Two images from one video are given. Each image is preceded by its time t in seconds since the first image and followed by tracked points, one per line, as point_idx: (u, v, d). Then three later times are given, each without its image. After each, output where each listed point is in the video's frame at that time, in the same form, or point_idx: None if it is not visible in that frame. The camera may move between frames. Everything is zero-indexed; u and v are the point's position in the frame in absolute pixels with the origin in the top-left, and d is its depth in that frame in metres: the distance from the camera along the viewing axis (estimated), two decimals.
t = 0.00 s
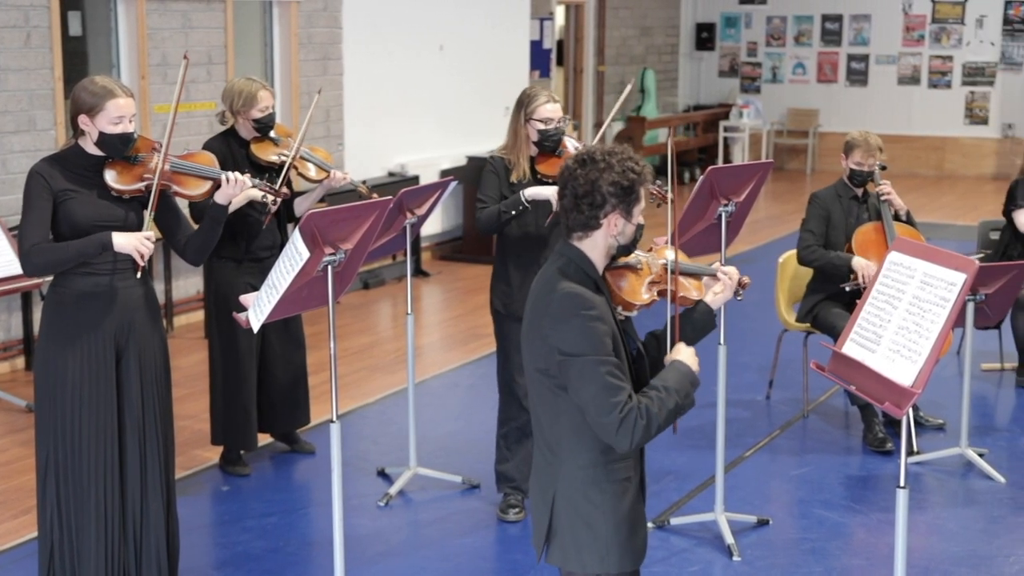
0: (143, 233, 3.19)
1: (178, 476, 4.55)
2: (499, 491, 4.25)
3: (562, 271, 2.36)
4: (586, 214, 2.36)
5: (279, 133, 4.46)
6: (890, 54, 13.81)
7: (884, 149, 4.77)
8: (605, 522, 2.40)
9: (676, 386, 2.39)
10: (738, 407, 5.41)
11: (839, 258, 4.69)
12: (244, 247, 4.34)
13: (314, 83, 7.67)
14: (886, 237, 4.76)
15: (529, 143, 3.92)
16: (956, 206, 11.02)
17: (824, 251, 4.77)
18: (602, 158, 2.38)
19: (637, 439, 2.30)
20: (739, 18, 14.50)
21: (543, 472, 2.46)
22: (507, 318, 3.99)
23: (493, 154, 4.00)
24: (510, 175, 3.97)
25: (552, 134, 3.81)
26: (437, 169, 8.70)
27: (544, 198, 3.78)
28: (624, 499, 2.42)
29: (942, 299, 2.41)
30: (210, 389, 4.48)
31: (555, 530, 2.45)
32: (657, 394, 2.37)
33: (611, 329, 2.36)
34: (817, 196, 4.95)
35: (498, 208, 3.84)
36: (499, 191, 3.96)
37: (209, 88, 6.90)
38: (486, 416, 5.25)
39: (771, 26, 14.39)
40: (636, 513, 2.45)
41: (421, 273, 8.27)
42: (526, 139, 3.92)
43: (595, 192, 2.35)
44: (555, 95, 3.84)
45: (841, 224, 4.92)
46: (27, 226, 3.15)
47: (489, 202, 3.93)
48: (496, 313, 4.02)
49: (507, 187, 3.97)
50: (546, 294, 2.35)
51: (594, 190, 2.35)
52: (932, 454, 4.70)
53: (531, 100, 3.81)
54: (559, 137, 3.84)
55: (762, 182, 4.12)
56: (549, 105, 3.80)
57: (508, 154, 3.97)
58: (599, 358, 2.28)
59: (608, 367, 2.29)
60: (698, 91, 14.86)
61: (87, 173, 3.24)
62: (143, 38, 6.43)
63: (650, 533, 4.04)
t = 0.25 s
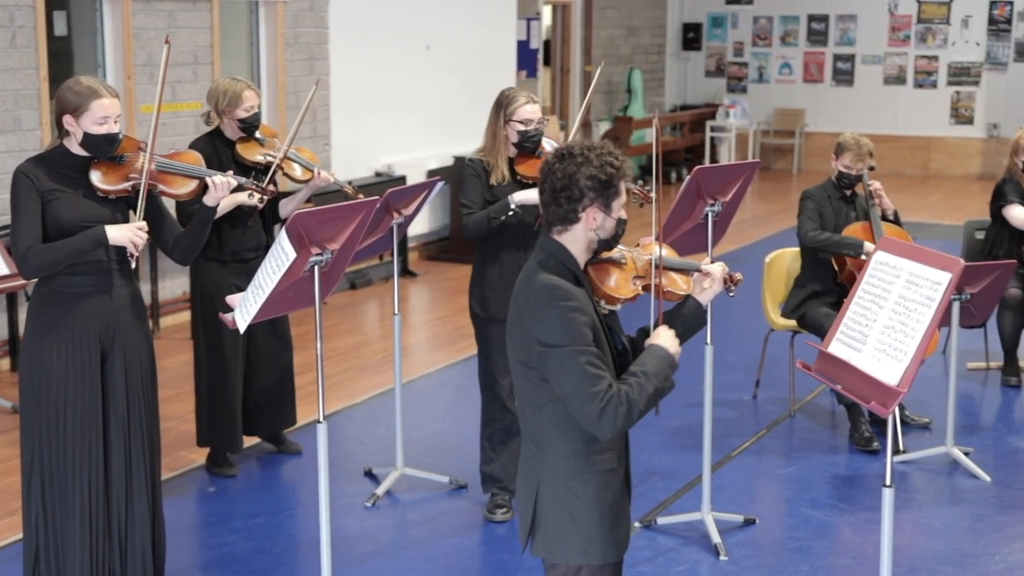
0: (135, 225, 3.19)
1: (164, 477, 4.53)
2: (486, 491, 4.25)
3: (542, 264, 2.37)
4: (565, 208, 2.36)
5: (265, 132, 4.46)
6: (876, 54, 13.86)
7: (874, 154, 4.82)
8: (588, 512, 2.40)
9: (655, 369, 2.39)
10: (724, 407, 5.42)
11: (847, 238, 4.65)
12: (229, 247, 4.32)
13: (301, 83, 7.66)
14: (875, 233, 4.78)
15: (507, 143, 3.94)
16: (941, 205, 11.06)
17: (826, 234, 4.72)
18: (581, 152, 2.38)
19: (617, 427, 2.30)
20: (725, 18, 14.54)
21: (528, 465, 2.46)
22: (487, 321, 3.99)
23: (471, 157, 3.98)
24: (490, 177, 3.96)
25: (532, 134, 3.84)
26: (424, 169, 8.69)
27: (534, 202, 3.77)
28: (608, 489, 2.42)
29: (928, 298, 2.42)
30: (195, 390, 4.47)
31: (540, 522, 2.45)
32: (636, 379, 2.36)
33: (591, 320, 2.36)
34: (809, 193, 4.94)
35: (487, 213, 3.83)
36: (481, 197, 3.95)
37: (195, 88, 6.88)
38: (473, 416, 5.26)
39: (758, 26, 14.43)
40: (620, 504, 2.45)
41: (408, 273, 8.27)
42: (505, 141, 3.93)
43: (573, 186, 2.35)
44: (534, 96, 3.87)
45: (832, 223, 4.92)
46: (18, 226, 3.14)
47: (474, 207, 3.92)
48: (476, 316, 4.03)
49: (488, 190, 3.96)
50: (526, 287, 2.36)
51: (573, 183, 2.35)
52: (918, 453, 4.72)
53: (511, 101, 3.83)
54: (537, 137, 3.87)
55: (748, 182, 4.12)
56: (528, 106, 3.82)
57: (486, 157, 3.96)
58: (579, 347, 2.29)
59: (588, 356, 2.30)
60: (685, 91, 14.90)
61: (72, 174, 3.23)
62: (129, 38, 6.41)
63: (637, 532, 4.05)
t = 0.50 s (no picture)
0: (118, 231, 3.18)
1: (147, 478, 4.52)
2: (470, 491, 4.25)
3: (524, 258, 2.39)
4: (544, 201, 2.38)
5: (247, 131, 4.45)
6: (859, 54, 13.92)
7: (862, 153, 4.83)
8: (563, 505, 2.40)
9: (630, 377, 2.36)
10: (709, 406, 5.44)
11: (825, 231, 4.65)
12: (214, 246, 4.32)
13: (284, 83, 7.64)
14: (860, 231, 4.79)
15: (487, 143, 3.93)
16: (924, 205, 11.12)
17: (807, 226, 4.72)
18: (559, 146, 2.39)
19: (586, 422, 2.29)
20: (709, 18, 14.59)
21: (511, 456, 2.48)
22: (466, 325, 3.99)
23: (448, 157, 3.98)
24: (469, 178, 3.96)
25: (512, 134, 3.85)
26: (408, 169, 8.69)
27: (510, 205, 3.77)
28: (586, 484, 2.42)
29: (911, 297, 2.44)
30: (178, 390, 4.46)
31: (520, 513, 2.46)
32: (609, 382, 2.34)
33: (570, 314, 2.36)
34: (796, 191, 4.95)
35: (462, 215, 3.83)
36: (457, 197, 3.95)
37: (178, 88, 6.86)
38: (458, 416, 5.26)
39: (741, 25, 14.47)
40: (602, 498, 2.44)
41: (393, 273, 8.26)
42: (485, 141, 3.92)
43: (550, 179, 2.37)
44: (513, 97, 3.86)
45: (817, 220, 4.94)
46: None
47: (450, 208, 3.92)
48: (458, 319, 4.02)
49: (466, 190, 3.95)
50: (507, 280, 2.38)
51: (550, 177, 2.37)
52: (902, 451, 4.74)
53: (489, 102, 3.81)
54: (517, 137, 3.88)
55: (732, 182, 4.14)
56: (507, 106, 3.81)
57: (464, 157, 3.97)
58: (551, 341, 2.29)
59: (561, 349, 2.29)
60: (669, 91, 14.95)
61: (56, 175, 3.21)
62: (111, 38, 6.38)
63: (622, 532, 4.05)
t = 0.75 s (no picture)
0: (100, 227, 3.16)
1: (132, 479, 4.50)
2: (456, 491, 4.25)
3: (507, 253, 2.40)
4: (530, 197, 2.39)
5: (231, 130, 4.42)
6: (843, 54, 13.96)
7: (847, 151, 4.85)
8: (542, 497, 2.40)
9: (610, 370, 2.36)
10: (694, 406, 5.46)
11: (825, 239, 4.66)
12: (199, 245, 4.30)
13: (269, 83, 7.62)
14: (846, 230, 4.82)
15: (468, 144, 3.93)
16: (908, 204, 11.17)
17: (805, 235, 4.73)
18: (547, 143, 2.40)
19: (562, 414, 2.29)
20: (694, 18, 14.62)
21: (494, 448, 2.49)
22: (449, 327, 4.00)
23: (431, 159, 3.99)
24: (451, 179, 3.97)
25: (493, 135, 3.85)
26: (393, 169, 8.68)
27: (496, 207, 3.79)
28: (566, 477, 2.42)
29: (895, 296, 2.45)
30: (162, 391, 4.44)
31: (501, 505, 2.46)
32: (589, 375, 2.34)
33: (550, 308, 2.37)
34: (783, 191, 4.97)
35: (447, 219, 3.85)
36: (441, 199, 3.95)
37: (162, 88, 6.83)
38: (443, 416, 5.26)
39: (726, 25, 14.51)
40: (583, 491, 2.44)
41: (378, 273, 8.26)
42: (466, 141, 3.92)
43: (537, 176, 2.38)
44: (494, 97, 3.86)
45: (806, 222, 4.96)
46: None
47: (434, 211, 3.92)
48: (442, 322, 4.02)
49: (449, 192, 3.96)
50: (489, 274, 2.39)
51: (537, 173, 2.38)
52: (886, 450, 4.76)
53: (471, 102, 3.82)
54: (499, 137, 3.88)
55: (717, 182, 4.15)
56: (488, 106, 3.82)
57: (446, 158, 3.97)
58: (529, 334, 2.30)
59: (539, 342, 2.30)
60: (654, 91, 14.98)
61: (38, 174, 3.20)
62: (95, 38, 6.36)
63: (608, 531, 4.06)
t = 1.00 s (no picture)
0: (80, 227, 3.15)
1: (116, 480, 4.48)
2: (441, 491, 4.25)
3: (496, 248, 2.42)
4: (520, 193, 2.39)
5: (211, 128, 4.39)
6: (827, 54, 14.02)
7: (830, 149, 4.87)
8: (522, 491, 2.41)
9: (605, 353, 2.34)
10: (679, 405, 5.47)
11: (795, 232, 4.69)
12: (181, 246, 4.29)
13: (253, 83, 7.60)
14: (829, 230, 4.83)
15: (453, 144, 3.93)
16: (892, 203, 11.22)
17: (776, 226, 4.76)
18: (538, 140, 2.40)
19: (550, 403, 2.28)
20: (678, 17, 14.65)
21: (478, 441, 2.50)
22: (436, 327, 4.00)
23: (416, 160, 3.98)
24: (435, 179, 3.97)
25: (479, 133, 3.85)
26: (378, 169, 8.67)
27: (481, 208, 3.79)
28: (548, 471, 2.42)
29: (878, 296, 2.46)
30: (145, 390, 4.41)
31: (481, 498, 2.47)
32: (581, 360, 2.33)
33: (537, 303, 2.38)
34: (766, 189, 4.99)
35: (433, 220, 3.85)
36: (427, 200, 3.95)
37: (146, 88, 6.81)
38: (428, 416, 5.25)
39: (710, 25, 14.54)
40: (562, 488, 2.44)
41: (362, 273, 8.25)
42: (451, 141, 3.92)
43: (527, 173, 2.38)
44: (478, 96, 3.87)
45: (787, 219, 4.98)
46: None
47: (419, 212, 3.91)
48: (429, 322, 4.01)
49: (434, 192, 3.95)
50: (478, 268, 2.41)
51: (527, 170, 2.38)
52: (870, 449, 4.79)
53: (455, 102, 3.81)
54: (485, 136, 3.88)
55: (700, 181, 4.17)
56: (473, 105, 3.82)
57: (431, 159, 3.97)
58: (516, 325, 2.31)
59: (527, 333, 2.31)
60: (639, 91, 15.00)
61: (21, 174, 3.18)
62: (78, 38, 6.33)
63: (593, 530, 4.07)
